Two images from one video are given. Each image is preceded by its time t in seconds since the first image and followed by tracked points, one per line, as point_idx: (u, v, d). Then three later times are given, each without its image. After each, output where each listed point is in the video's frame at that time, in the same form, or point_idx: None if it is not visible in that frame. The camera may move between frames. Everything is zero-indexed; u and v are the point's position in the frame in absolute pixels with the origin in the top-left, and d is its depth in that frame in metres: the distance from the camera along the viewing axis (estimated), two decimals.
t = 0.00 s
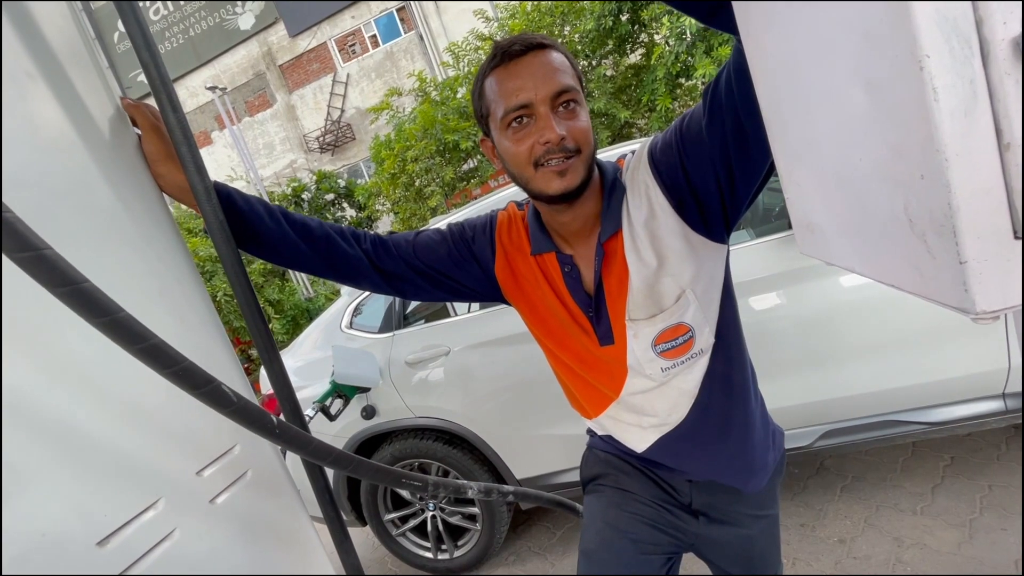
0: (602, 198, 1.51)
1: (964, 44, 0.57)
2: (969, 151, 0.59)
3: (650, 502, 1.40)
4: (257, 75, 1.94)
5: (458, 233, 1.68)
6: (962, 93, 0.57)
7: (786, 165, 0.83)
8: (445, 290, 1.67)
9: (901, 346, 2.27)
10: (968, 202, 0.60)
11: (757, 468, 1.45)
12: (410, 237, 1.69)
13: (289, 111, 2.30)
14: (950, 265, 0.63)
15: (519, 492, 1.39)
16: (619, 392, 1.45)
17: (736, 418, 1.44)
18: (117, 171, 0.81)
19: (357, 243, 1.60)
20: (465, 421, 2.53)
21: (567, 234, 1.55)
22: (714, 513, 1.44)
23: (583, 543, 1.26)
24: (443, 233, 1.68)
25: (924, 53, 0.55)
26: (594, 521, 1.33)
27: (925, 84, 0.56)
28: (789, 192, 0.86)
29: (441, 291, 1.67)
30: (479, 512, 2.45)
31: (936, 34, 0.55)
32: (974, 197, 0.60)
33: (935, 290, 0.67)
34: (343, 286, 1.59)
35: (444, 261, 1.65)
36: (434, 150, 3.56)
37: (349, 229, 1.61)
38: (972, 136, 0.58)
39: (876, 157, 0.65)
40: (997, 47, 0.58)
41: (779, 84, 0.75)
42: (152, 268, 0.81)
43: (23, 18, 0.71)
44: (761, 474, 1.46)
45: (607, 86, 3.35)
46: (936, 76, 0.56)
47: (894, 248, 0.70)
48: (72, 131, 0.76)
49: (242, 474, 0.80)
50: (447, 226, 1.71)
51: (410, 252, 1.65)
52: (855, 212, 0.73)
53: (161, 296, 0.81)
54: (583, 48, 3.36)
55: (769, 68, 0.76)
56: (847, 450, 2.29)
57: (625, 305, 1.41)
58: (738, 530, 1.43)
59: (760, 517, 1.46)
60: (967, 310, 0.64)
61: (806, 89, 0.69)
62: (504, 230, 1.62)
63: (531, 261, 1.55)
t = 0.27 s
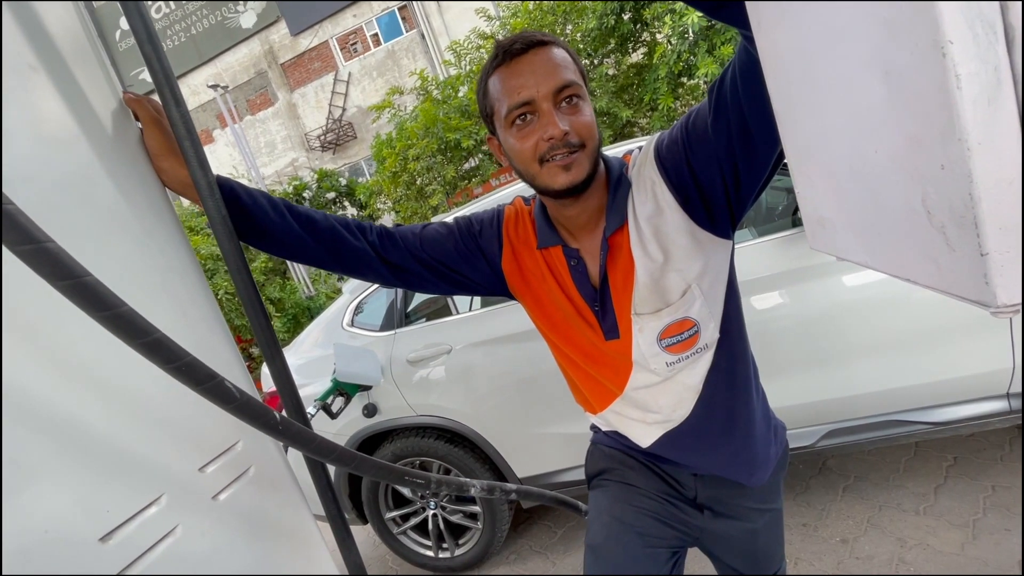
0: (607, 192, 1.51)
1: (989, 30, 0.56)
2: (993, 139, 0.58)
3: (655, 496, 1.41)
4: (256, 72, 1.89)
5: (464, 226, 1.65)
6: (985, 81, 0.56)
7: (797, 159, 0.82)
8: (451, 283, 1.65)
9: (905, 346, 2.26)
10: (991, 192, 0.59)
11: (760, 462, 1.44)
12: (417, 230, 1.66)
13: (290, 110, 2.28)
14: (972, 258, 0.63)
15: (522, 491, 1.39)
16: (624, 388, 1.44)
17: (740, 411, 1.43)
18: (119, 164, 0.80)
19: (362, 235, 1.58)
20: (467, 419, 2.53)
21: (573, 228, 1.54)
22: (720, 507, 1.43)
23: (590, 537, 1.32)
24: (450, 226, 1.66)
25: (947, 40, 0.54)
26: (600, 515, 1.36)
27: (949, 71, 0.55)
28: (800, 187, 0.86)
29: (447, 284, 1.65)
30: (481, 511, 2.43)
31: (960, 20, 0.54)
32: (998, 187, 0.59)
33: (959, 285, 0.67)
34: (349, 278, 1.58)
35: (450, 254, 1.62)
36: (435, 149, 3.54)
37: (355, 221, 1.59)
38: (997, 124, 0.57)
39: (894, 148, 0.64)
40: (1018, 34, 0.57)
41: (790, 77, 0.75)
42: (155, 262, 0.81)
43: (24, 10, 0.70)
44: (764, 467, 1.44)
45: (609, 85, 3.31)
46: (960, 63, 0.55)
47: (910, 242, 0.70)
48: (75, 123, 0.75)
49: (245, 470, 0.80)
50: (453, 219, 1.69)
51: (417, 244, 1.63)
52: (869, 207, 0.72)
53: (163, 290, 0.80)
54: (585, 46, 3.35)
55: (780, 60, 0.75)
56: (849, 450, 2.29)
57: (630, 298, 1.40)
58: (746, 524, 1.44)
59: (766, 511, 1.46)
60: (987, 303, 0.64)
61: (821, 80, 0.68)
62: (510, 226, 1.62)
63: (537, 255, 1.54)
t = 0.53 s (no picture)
0: (608, 192, 1.51)
1: (996, 32, 0.56)
2: (1001, 140, 0.58)
3: (658, 491, 1.41)
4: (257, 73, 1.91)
5: (468, 226, 1.65)
6: (992, 82, 0.57)
7: (800, 160, 0.82)
8: (455, 282, 1.64)
9: (905, 346, 2.27)
10: (997, 193, 0.60)
11: (762, 456, 1.43)
12: (422, 228, 1.66)
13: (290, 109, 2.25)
14: (978, 258, 0.64)
15: (523, 490, 1.39)
16: (626, 385, 1.44)
17: (741, 407, 1.43)
18: (123, 164, 0.80)
19: (367, 233, 1.57)
20: (467, 419, 2.53)
21: (574, 227, 1.54)
22: (722, 502, 1.43)
23: (593, 531, 1.33)
24: (453, 225, 1.66)
25: (954, 41, 0.55)
26: (604, 509, 1.37)
27: (956, 72, 0.56)
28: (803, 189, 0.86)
29: (451, 283, 1.65)
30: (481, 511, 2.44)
31: (968, 21, 0.55)
32: (1003, 188, 0.60)
33: (963, 284, 0.67)
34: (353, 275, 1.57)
35: (455, 253, 1.62)
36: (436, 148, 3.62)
37: (359, 219, 1.58)
38: (1004, 124, 0.58)
39: (899, 149, 0.65)
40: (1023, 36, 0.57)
41: (793, 77, 0.75)
42: (158, 261, 0.81)
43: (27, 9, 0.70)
44: (766, 462, 1.44)
45: (609, 85, 3.35)
46: (967, 65, 0.56)
47: (914, 242, 0.70)
48: (78, 123, 0.75)
49: (248, 469, 0.80)
50: (457, 218, 1.69)
51: (421, 243, 1.63)
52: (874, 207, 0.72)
53: (166, 289, 0.80)
54: (585, 46, 3.38)
55: (783, 61, 0.75)
56: (848, 450, 2.29)
57: (633, 294, 1.41)
58: (748, 519, 1.43)
59: (768, 506, 1.45)
60: (995, 302, 0.65)
61: (822, 82, 0.69)
62: (514, 224, 1.61)
63: (540, 253, 1.54)
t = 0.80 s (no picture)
0: (609, 189, 1.51)
1: (995, 34, 0.56)
2: (1000, 140, 0.59)
3: (659, 487, 1.41)
4: (257, 73, 1.88)
5: (469, 224, 1.65)
6: (991, 83, 0.57)
7: (800, 161, 0.82)
8: (458, 279, 1.64)
9: (903, 345, 2.27)
10: (997, 194, 0.60)
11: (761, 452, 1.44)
12: (423, 226, 1.67)
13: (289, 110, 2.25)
14: (977, 258, 0.64)
15: (523, 489, 1.39)
16: (626, 381, 1.45)
17: (741, 404, 1.43)
18: (124, 163, 0.80)
19: (369, 231, 1.57)
20: (466, 418, 2.53)
21: (575, 221, 1.55)
22: (722, 498, 1.43)
23: (595, 529, 1.33)
24: (455, 223, 1.66)
25: (954, 42, 0.55)
26: (605, 506, 1.37)
27: (955, 72, 0.56)
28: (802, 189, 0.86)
29: (453, 280, 1.64)
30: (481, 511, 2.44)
31: (967, 23, 0.55)
32: (1004, 188, 0.60)
33: (963, 284, 0.67)
34: (355, 273, 1.57)
35: (456, 251, 1.62)
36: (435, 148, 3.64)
37: (360, 217, 1.58)
38: (1003, 125, 0.58)
39: (898, 151, 0.65)
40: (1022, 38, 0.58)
41: (793, 77, 0.75)
42: (158, 261, 0.81)
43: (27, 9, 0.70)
44: (765, 458, 1.44)
45: (608, 85, 3.37)
46: (966, 66, 0.56)
47: (913, 243, 0.70)
48: (77, 123, 0.75)
49: (249, 468, 0.80)
50: (459, 217, 1.69)
51: (423, 241, 1.63)
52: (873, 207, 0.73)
53: (167, 289, 0.81)
54: (584, 46, 3.33)
55: (783, 61, 0.75)
56: (847, 449, 2.30)
57: (633, 291, 1.41)
58: (747, 515, 1.43)
59: (767, 502, 1.45)
60: (994, 300, 0.65)
61: (824, 82, 0.69)
62: (515, 224, 1.61)
63: (541, 250, 1.54)
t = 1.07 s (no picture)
0: (610, 187, 1.50)
1: (989, 33, 0.57)
2: (995, 139, 0.59)
3: (658, 484, 1.41)
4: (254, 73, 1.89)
5: (468, 221, 1.65)
6: (986, 82, 0.57)
7: (798, 160, 0.82)
8: (456, 278, 1.64)
9: (901, 345, 2.27)
10: (992, 192, 0.60)
11: (758, 448, 1.44)
12: (421, 224, 1.67)
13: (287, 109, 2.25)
14: (973, 256, 0.64)
15: (522, 489, 1.38)
16: (624, 376, 1.44)
17: (738, 400, 1.44)
18: (123, 164, 0.80)
19: (367, 229, 1.57)
20: (465, 418, 2.53)
21: (575, 220, 1.54)
22: (720, 494, 1.44)
23: (596, 526, 1.34)
24: (454, 220, 1.66)
25: (949, 42, 0.55)
26: (604, 504, 1.37)
27: (951, 72, 0.56)
28: (800, 188, 0.86)
29: (452, 279, 1.64)
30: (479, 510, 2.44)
31: (962, 22, 0.56)
32: (998, 186, 0.60)
33: (959, 282, 0.67)
34: (354, 271, 1.57)
35: (455, 249, 1.62)
36: (433, 148, 3.47)
37: (358, 215, 1.58)
38: (997, 124, 0.58)
39: (896, 150, 0.65)
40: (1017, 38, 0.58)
41: (792, 76, 0.75)
42: (157, 261, 0.81)
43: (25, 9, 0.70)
44: (763, 453, 1.45)
45: (606, 85, 3.40)
46: (962, 65, 0.56)
47: (911, 241, 0.70)
48: (76, 123, 0.75)
49: (248, 467, 0.81)
50: (457, 214, 1.69)
51: (422, 238, 1.63)
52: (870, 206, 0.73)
53: (166, 289, 0.81)
54: (582, 46, 3.40)
55: (781, 62, 0.75)
56: (844, 448, 2.30)
57: (631, 289, 1.41)
58: (745, 511, 1.44)
59: (765, 498, 1.46)
60: (988, 299, 0.64)
61: (822, 82, 0.69)
62: (513, 222, 1.61)
63: (540, 249, 1.54)
